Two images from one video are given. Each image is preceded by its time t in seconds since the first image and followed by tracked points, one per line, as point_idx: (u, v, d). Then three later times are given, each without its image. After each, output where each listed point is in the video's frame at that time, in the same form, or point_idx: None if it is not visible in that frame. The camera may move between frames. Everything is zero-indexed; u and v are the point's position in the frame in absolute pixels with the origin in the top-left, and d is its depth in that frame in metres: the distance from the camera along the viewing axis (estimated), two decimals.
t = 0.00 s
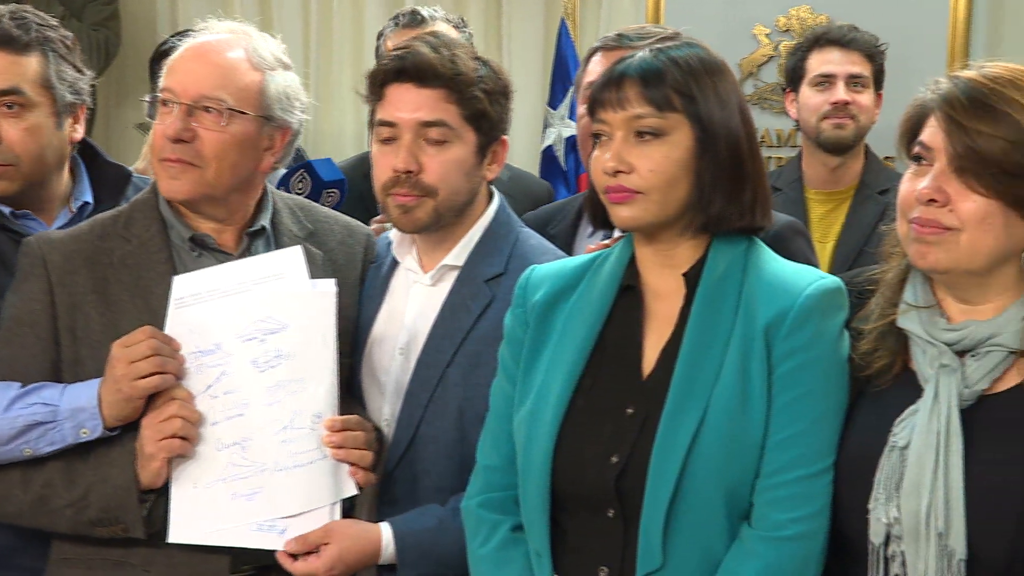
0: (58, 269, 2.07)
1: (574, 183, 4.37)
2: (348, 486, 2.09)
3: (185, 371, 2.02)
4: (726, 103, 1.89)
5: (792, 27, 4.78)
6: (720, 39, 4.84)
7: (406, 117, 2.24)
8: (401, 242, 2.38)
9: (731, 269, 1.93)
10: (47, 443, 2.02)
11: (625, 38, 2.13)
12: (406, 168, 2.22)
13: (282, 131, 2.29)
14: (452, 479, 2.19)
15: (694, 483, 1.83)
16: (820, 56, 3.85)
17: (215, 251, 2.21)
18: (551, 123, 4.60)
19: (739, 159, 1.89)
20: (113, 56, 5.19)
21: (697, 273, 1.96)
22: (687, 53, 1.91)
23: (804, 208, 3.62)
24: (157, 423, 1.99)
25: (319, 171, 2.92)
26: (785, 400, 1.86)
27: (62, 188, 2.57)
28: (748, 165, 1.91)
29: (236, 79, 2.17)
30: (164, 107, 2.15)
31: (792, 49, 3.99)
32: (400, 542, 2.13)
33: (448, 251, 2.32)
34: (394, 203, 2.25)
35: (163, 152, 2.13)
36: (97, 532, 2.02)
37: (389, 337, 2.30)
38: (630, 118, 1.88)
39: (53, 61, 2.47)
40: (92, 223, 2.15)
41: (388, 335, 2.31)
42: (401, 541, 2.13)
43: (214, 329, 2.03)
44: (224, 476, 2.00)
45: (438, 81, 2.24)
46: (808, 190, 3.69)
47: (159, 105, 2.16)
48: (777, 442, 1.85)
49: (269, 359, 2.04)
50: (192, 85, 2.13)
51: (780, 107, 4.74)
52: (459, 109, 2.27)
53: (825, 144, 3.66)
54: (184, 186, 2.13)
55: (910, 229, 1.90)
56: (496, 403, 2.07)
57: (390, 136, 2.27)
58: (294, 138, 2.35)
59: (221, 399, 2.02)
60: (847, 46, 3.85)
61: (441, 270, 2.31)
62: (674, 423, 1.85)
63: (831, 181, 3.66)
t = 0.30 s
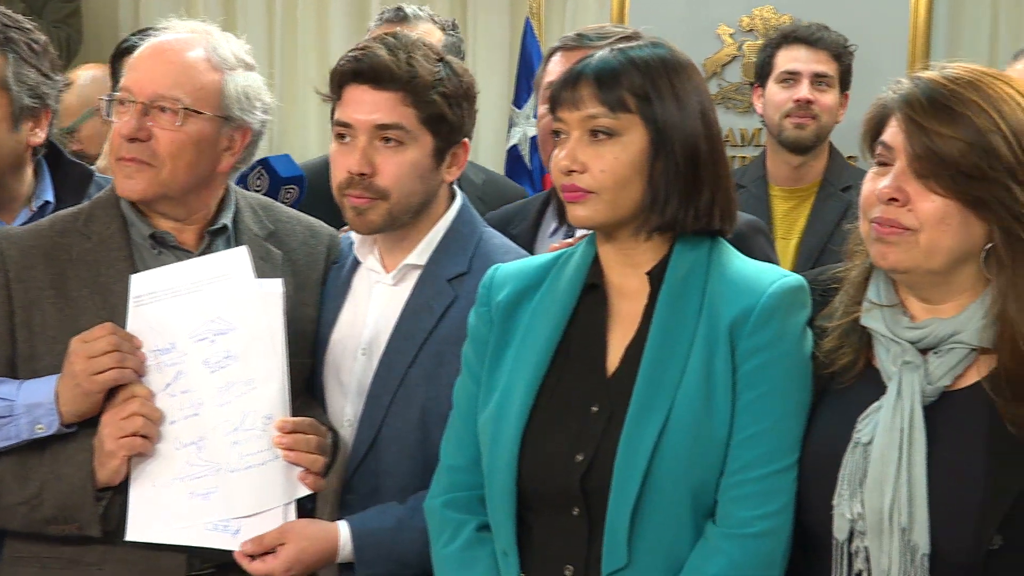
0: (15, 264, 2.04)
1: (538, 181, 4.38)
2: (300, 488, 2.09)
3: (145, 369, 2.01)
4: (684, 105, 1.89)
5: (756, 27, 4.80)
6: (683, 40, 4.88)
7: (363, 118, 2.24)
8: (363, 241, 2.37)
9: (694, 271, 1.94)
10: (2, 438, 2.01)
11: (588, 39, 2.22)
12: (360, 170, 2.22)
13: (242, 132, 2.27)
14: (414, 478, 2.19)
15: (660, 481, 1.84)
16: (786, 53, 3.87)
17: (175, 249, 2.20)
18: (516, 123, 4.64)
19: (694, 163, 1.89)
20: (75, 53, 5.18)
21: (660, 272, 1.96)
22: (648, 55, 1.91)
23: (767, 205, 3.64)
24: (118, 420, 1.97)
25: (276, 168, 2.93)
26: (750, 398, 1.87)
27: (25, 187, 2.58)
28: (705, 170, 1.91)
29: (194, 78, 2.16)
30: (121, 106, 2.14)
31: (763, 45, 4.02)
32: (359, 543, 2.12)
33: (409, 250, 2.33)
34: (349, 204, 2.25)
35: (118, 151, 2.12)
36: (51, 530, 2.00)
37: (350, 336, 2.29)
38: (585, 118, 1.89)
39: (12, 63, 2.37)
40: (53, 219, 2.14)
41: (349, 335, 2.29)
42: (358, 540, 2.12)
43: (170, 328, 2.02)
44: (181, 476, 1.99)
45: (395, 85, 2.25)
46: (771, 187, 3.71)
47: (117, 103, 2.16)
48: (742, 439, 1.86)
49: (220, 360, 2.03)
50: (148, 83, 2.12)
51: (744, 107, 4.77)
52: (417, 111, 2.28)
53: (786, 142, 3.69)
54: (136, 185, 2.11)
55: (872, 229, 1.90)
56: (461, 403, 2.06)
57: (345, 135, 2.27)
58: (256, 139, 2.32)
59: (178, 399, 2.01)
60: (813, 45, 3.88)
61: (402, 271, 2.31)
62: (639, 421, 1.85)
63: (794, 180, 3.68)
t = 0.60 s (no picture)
0: None
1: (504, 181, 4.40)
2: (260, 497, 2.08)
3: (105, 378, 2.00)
4: (642, 105, 1.93)
5: (721, 27, 4.94)
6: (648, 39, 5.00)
7: (326, 116, 2.26)
8: (329, 241, 2.37)
9: (659, 269, 1.95)
10: None
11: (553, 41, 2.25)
12: (316, 169, 2.24)
13: (194, 136, 2.25)
14: (377, 479, 2.18)
15: (625, 479, 1.84)
16: (768, 52, 3.89)
17: (133, 254, 2.18)
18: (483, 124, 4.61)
19: (653, 163, 1.94)
20: (31, 43, 5.21)
21: (623, 271, 1.99)
22: (605, 56, 1.96)
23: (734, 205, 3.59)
24: (79, 430, 1.95)
25: (248, 172, 2.90)
26: (714, 396, 1.87)
27: None
28: (664, 169, 1.95)
29: (143, 84, 2.14)
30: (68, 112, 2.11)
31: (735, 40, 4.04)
32: (319, 549, 2.11)
33: (376, 248, 2.32)
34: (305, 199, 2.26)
35: (65, 159, 2.09)
36: (12, 539, 1.99)
37: (314, 336, 2.29)
38: (544, 119, 1.94)
39: None
40: (7, 224, 2.12)
41: (313, 335, 2.29)
42: (318, 547, 2.11)
43: (130, 336, 2.01)
44: (139, 485, 1.98)
45: (360, 88, 2.25)
46: (737, 185, 3.70)
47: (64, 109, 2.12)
48: (705, 437, 1.86)
49: (179, 369, 2.02)
50: (95, 90, 2.09)
51: (708, 108, 4.92)
52: (380, 119, 2.27)
53: (764, 146, 3.68)
54: (85, 194, 2.09)
55: (837, 229, 1.91)
56: (424, 403, 2.05)
57: (312, 129, 2.29)
58: (209, 141, 2.30)
59: (138, 407, 2.00)
60: (795, 47, 3.90)
61: (368, 270, 2.31)
62: (604, 420, 1.85)
63: (761, 179, 3.69)
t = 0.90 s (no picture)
0: None
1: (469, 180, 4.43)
2: (222, 500, 2.08)
3: (64, 381, 1.99)
4: (601, 103, 1.94)
5: (682, 27, 5.08)
6: (613, 39, 5.14)
7: (294, 112, 2.25)
8: (292, 240, 2.38)
9: (622, 264, 1.96)
10: None
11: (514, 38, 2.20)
12: (281, 163, 2.23)
13: (156, 137, 2.23)
14: (340, 478, 2.18)
15: (586, 477, 1.84)
16: (739, 54, 3.88)
17: (93, 255, 2.17)
18: (446, 121, 4.63)
19: (613, 162, 1.95)
20: None
21: (585, 269, 1.99)
22: (567, 55, 1.96)
23: (700, 205, 3.61)
24: (37, 433, 1.94)
25: (209, 171, 2.92)
26: (675, 394, 1.88)
27: None
28: (625, 168, 1.96)
29: (104, 87, 2.12)
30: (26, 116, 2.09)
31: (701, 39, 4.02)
32: (280, 551, 2.11)
33: (339, 247, 2.33)
34: (268, 193, 2.26)
35: (24, 163, 2.07)
36: None
37: (277, 335, 2.28)
38: (504, 117, 1.94)
39: None
40: None
41: (276, 334, 2.29)
42: (279, 549, 2.11)
43: (90, 338, 2.00)
44: (99, 488, 1.98)
45: (331, 86, 2.25)
46: (703, 183, 3.71)
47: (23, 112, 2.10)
48: (667, 434, 1.87)
49: (140, 371, 2.02)
50: (55, 94, 2.07)
51: (671, 106, 5.05)
52: (351, 117, 2.27)
53: (736, 148, 3.70)
54: (46, 198, 2.08)
55: (798, 228, 1.90)
56: (386, 402, 2.06)
57: (279, 125, 2.28)
58: (171, 142, 2.29)
59: (99, 409, 1.99)
60: (767, 48, 3.91)
61: (331, 268, 2.31)
62: (565, 418, 1.86)
63: (727, 178, 3.69)
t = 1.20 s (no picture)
0: None
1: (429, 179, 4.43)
2: (181, 499, 2.07)
3: (20, 381, 1.97)
4: (563, 101, 1.95)
5: (642, 25, 5.13)
6: (573, 38, 5.17)
7: (254, 108, 2.24)
8: (253, 237, 2.36)
9: (582, 262, 1.96)
10: None
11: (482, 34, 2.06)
12: (242, 159, 2.23)
13: (120, 135, 2.21)
14: (299, 477, 2.17)
15: (545, 475, 1.84)
16: (707, 52, 3.88)
17: (51, 253, 2.15)
18: (405, 119, 4.59)
19: (575, 159, 1.95)
20: None
21: (545, 267, 1.99)
22: (527, 51, 1.96)
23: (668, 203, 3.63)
24: None
25: (165, 169, 2.89)
26: (634, 392, 1.88)
27: None
28: (586, 165, 1.96)
29: (69, 84, 2.10)
30: None
31: (668, 38, 4.00)
32: (239, 551, 2.10)
33: (298, 245, 2.31)
34: (229, 190, 2.25)
35: None
36: None
37: (237, 334, 2.27)
38: (465, 115, 1.94)
39: None
40: None
41: (235, 332, 2.27)
42: (238, 549, 2.10)
43: (46, 338, 1.98)
44: (55, 488, 1.96)
45: (291, 81, 2.24)
46: (669, 182, 3.72)
47: None
48: (625, 433, 1.87)
49: (98, 370, 2.00)
50: (20, 91, 2.06)
51: (631, 104, 5.08)
52: (310, 112, 2.27)
53: (706, 147, 3.71)
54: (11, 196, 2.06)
55: (759, 226, 1.85)
56: (347, 400, 2.05)
57: (240, 121, 2.27)
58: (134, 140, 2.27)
59: (56, 409, 1.97)
60: (734, 47, 3.92)
61: (292, 266, 2.30)
62: (524, 416, 1.86)
63: (693, 176, 3.71)
